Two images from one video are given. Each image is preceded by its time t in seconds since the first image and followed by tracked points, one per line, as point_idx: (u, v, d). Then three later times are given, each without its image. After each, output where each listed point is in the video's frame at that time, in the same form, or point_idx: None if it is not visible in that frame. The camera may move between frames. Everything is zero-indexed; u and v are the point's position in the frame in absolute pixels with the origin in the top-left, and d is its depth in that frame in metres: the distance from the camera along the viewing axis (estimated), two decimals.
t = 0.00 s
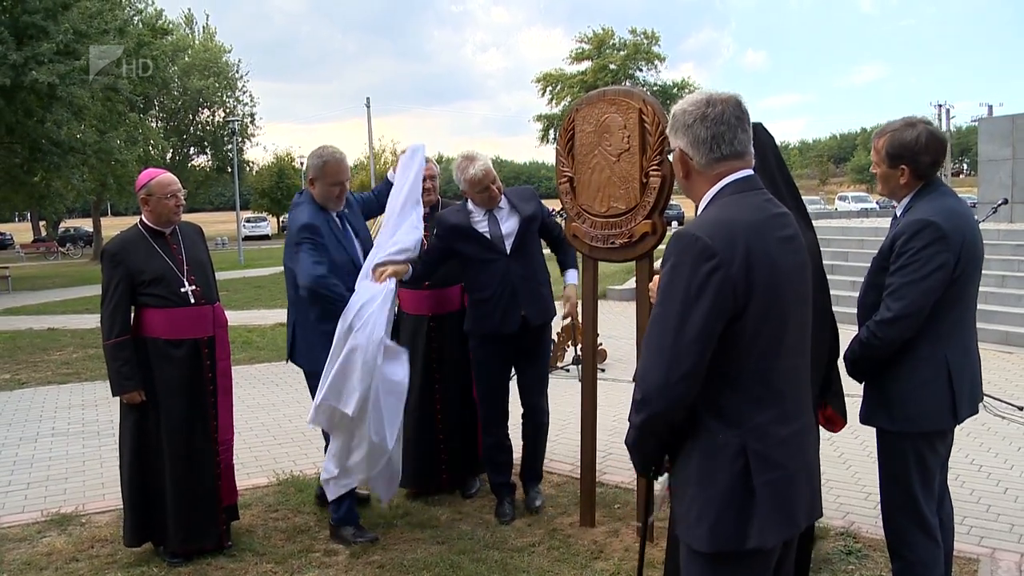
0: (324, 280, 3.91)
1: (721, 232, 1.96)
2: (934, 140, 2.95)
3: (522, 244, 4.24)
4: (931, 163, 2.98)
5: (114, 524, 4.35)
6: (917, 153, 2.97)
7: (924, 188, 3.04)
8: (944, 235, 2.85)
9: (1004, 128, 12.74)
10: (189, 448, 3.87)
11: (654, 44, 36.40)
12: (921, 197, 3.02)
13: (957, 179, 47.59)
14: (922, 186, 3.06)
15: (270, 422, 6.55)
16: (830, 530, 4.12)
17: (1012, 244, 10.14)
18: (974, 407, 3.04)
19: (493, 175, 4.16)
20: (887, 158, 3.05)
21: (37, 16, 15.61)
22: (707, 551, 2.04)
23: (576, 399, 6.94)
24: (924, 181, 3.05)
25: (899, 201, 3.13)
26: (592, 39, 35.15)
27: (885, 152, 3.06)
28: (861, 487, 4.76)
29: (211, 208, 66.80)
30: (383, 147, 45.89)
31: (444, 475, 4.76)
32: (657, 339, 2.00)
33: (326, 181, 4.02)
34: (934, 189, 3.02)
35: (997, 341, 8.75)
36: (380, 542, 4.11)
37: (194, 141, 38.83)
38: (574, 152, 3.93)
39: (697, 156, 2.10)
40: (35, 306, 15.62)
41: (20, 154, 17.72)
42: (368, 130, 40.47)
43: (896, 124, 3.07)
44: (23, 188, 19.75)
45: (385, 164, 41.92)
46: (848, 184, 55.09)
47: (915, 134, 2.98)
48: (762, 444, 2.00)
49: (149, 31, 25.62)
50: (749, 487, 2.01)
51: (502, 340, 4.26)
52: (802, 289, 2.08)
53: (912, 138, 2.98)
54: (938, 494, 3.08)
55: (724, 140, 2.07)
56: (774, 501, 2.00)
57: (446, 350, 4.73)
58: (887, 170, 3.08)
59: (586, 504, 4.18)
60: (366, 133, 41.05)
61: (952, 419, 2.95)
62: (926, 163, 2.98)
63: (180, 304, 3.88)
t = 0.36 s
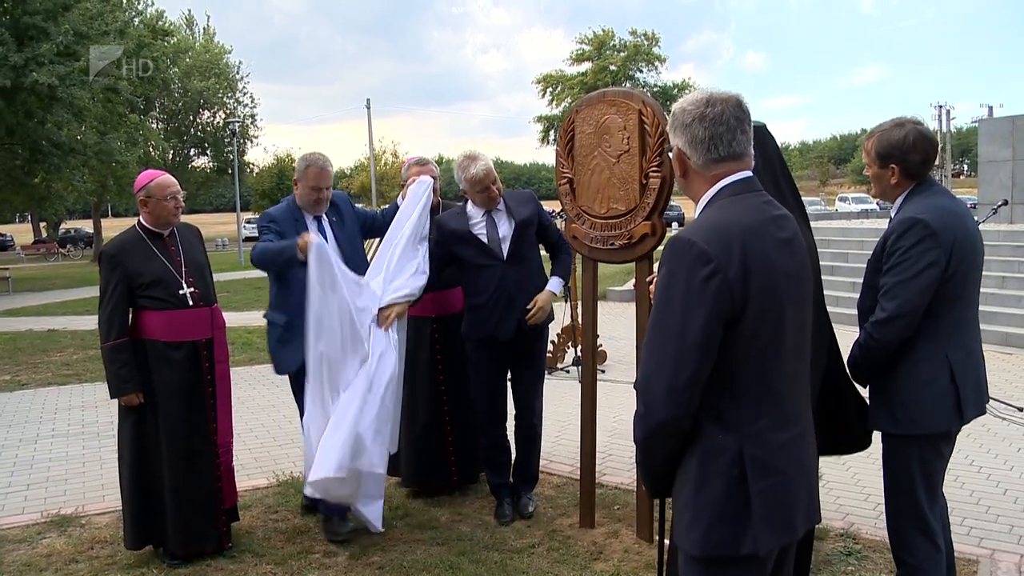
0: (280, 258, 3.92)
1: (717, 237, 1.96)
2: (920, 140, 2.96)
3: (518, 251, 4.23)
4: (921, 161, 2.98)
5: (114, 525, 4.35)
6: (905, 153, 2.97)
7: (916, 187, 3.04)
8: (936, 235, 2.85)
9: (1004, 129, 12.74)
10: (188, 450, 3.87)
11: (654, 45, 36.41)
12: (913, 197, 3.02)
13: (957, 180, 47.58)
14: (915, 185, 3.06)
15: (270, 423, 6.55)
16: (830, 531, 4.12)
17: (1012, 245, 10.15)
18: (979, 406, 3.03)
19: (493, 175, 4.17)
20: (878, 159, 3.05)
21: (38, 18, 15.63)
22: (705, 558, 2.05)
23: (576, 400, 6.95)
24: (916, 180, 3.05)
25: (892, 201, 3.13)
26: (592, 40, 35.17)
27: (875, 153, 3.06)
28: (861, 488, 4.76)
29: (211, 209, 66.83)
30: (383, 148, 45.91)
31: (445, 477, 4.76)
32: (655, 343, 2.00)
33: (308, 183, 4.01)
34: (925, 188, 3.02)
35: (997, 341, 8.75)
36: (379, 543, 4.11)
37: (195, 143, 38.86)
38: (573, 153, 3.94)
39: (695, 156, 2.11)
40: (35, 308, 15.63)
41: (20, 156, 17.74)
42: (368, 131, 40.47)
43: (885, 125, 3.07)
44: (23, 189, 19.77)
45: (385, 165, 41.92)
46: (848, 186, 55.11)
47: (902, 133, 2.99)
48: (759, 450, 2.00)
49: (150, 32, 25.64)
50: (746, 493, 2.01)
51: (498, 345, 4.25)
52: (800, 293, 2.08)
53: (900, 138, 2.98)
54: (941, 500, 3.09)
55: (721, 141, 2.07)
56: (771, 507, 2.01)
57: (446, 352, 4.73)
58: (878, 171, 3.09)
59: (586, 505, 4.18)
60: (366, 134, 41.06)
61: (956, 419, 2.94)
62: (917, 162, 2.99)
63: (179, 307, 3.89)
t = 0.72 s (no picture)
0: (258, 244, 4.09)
1: (716, 240, 1.96)
2: (941, 139, 2.97)
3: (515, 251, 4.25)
4: (939, 162, 3.00)
5: (111, 526, 4.35)
6: (926, 150, 2.98)
7: (930, 188, 3.06)
8: (953, 235, 2.87)
9: (1001, 130, 12.75)
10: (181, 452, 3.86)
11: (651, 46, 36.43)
12: (927, 197, 3.03)
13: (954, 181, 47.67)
14: (931, 185, 3.06)
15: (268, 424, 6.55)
16: (826, 532, 4.13)
17: (1009, 246, 10.17)
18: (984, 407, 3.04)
19: (493, 167, 4.16)
20: (895, 156, 3.06)
21: (34, 18, 15.60)
22: (704, 563, 2.05)
23: (573, 400, 6.95)
24: (930, 180, 3.06)
25: (905, 199, 3.14)
26: (590, 41, 35.19)
27: (892, 150, 3.07)
28: (858, 489, 4.77)
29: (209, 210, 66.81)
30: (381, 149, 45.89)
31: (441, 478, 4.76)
32: (653, 346, 2.00)
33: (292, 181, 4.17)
34: (937, 189, 3.03)
35: (993, 342, 8.77)
36: (376, 545, 4.11)
37: (192, 143, 38.84)
38: (571, 154, 3.94)
39: (693, 156, 2.11)
40: (32, 309, 15.60)
41: (17, 157, 17.70)
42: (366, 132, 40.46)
43: (905, 123, 3.08)
44: (20, 190, 19.74)
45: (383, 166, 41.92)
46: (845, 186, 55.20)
47: (922, 132, 2.99)
48: (759, 454, 2.00)
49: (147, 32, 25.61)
50: (746, 497, 2.01)
51: (496, 345, 4.26)
52: (798, 295, 2.09)
53: (921, 137, 2.99)
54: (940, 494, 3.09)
55: (719, 141, 2.07)
56: (770, 510, 2.01)
57: (445, 353, 4.74)
58: (893, 169, 3.09)
59: (583, 506, 4.19)
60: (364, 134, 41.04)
61: (961, 418, 2.95)
62: (934, 162, 3.00)
63: (172, 308, 3.89)
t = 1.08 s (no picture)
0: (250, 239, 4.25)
1: (716, 240, 1.97)
2: (950, 137, 2.97)
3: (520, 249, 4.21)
4: (945, 159, 3.00)
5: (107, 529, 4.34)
6: (933, 147, 2.99)
7: (938, 185, 3.06)
8: (948, 231, 2.88)
9: (997, 132, 12.77)
10: (171, 454, 3.86)
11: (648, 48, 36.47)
12: (935, 194, 3.04)
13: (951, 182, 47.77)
14: (938, 182, 3.07)
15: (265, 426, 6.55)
16: (823, 534, 4.13)
17: (1006, 248, 10.19)
18: (976, 409, 3.01)
19: (488, 165, 4.18)
20: (904, 151, 3.06)
21: (31, 21, 15.59)
22: (698, 565, 2.05)
23: (571, 402, 6.95)
24: (938, 178, 3.07)
25: (914, 197, 3.14)
26: (587, 43, 35.23)
27: (902, 145, 3.07)
28: (855, 491, 4.77)
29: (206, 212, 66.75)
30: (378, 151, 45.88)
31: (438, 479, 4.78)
32: (647, 346, 2.00)
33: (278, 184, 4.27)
34: (945, 187, 3.04)
35: (990, 344, 8.79)
36: (373, 547, 4.11)
37: (190, 145, 38.80)
38: (567, 156, 3.95)
39: (694, 156, 2.11)
40: (29, 311, 15.56)
41: (14, 159, 17.68)
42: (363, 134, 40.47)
43: (915, 120, 3.08)
44: (16, 192, 19.71)
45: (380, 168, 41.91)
46: (842, 188, 55.30)
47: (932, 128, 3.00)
48: (755, 455, 2.01)
49: (144, 34, 25.60)
50: (742, 498, 2.02)
51: (499, 348, 4.27)
52: (796, 298, 2.10)
53: (929, 133, 2.99)
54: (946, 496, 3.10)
55: (720, 141, 2.07)
56: (765, 512, 2.02)
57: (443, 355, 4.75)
58: (901, 164, 3.10)
59: (580, 508, 4.19)
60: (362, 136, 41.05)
61: (948, 417, 2.94)
62: (941, 159, 3.00)
63: (163, 312, 3.89)
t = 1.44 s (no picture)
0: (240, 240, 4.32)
1: (716, 241, 1.97)
2: (958, 137, 2.99)
3: (517, 249, 4.24)
4: (951, 159, 3.01)
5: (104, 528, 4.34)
6: (941, 145, 3.00)
7: (941, 184, 3.06)
8: (939, 231, 2.90)
9: (996, 134, 12.76)
10: (160, 453, 3.85)
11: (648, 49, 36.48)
12: (938, 194, 3.04)
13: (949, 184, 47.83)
14: (943, 182, 3.06)
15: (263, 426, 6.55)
16: (821, 535, 4.13)
17: (1004, 250, 10.19)
18: (968, 418, 2.98)
19: (478, 165, 4.19)
20: (910, 147, 3.07)
21: (31, 20, 15.56)
22: (697, 566, 2.05)
23: (569, 403, 6.95)
24: (942, 179, 3.07)
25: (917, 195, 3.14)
26: (586, 44, 35.24)
27: (909, 142, 3.08)
28: (854, 492, 4.77)
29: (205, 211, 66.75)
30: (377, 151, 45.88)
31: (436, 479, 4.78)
32: (644, 346, 2.00)
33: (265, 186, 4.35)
34: (949, 188, 3.04)
35: (989, 346, 8.79)
36: (371, 547, 4.11)
37: (189, 145, 38.80)
38: (567, 156, 3.95)
39: (693, 157, 2.11)
40: (28, 310, 15.57)
41: (13, 158, 17.67)
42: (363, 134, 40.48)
43: (926, 118, 3.09)
44: (15, 191, 19.70)
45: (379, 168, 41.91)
46: (841, 190, 55.34)
47: (941, 126, 3.01)
48: (754, 457, 2.01)
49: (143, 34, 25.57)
50: (742, 499, 2.02)
51: (496, 350, 4.26)
52: (797, 299, 2.10)
53: (939, 131, 3.01)
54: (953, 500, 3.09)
55: (719, 142, 2.07)
56: (764, 512, 2.02)
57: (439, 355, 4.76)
58: (907, 160, 3.11)
59: (578, 509, 4.19)
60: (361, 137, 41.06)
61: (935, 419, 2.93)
62: (946, 158, 3.01)
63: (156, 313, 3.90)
